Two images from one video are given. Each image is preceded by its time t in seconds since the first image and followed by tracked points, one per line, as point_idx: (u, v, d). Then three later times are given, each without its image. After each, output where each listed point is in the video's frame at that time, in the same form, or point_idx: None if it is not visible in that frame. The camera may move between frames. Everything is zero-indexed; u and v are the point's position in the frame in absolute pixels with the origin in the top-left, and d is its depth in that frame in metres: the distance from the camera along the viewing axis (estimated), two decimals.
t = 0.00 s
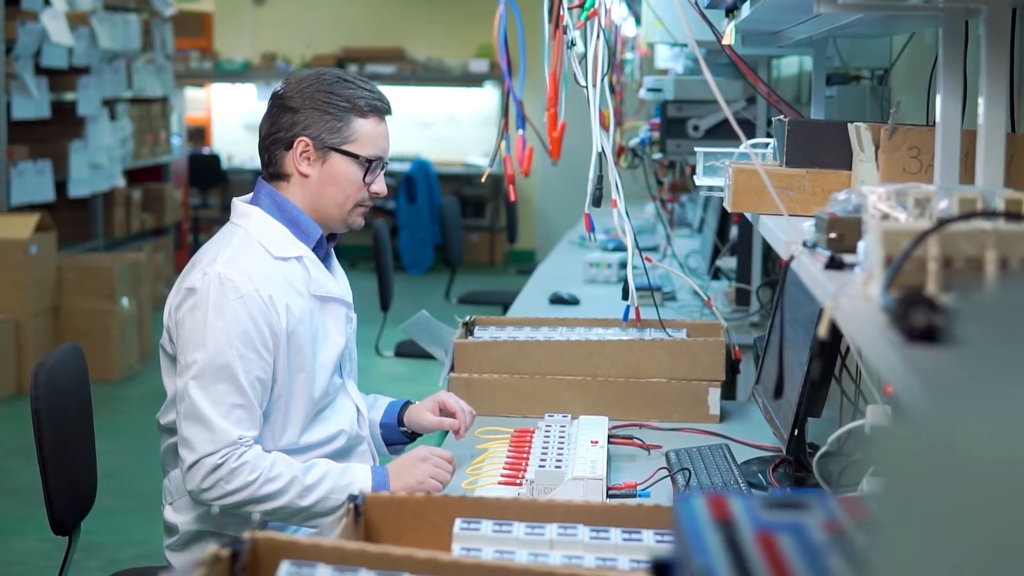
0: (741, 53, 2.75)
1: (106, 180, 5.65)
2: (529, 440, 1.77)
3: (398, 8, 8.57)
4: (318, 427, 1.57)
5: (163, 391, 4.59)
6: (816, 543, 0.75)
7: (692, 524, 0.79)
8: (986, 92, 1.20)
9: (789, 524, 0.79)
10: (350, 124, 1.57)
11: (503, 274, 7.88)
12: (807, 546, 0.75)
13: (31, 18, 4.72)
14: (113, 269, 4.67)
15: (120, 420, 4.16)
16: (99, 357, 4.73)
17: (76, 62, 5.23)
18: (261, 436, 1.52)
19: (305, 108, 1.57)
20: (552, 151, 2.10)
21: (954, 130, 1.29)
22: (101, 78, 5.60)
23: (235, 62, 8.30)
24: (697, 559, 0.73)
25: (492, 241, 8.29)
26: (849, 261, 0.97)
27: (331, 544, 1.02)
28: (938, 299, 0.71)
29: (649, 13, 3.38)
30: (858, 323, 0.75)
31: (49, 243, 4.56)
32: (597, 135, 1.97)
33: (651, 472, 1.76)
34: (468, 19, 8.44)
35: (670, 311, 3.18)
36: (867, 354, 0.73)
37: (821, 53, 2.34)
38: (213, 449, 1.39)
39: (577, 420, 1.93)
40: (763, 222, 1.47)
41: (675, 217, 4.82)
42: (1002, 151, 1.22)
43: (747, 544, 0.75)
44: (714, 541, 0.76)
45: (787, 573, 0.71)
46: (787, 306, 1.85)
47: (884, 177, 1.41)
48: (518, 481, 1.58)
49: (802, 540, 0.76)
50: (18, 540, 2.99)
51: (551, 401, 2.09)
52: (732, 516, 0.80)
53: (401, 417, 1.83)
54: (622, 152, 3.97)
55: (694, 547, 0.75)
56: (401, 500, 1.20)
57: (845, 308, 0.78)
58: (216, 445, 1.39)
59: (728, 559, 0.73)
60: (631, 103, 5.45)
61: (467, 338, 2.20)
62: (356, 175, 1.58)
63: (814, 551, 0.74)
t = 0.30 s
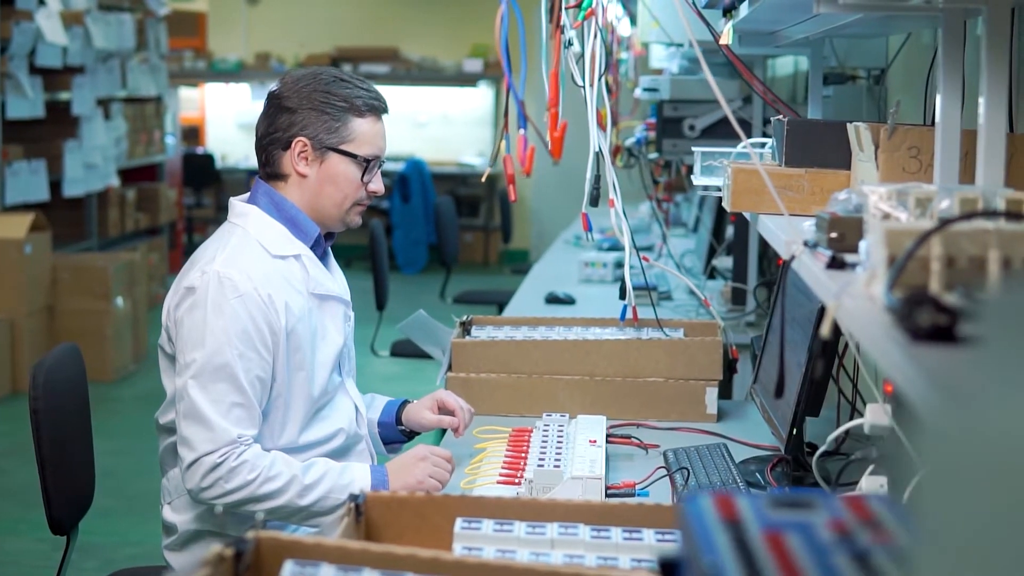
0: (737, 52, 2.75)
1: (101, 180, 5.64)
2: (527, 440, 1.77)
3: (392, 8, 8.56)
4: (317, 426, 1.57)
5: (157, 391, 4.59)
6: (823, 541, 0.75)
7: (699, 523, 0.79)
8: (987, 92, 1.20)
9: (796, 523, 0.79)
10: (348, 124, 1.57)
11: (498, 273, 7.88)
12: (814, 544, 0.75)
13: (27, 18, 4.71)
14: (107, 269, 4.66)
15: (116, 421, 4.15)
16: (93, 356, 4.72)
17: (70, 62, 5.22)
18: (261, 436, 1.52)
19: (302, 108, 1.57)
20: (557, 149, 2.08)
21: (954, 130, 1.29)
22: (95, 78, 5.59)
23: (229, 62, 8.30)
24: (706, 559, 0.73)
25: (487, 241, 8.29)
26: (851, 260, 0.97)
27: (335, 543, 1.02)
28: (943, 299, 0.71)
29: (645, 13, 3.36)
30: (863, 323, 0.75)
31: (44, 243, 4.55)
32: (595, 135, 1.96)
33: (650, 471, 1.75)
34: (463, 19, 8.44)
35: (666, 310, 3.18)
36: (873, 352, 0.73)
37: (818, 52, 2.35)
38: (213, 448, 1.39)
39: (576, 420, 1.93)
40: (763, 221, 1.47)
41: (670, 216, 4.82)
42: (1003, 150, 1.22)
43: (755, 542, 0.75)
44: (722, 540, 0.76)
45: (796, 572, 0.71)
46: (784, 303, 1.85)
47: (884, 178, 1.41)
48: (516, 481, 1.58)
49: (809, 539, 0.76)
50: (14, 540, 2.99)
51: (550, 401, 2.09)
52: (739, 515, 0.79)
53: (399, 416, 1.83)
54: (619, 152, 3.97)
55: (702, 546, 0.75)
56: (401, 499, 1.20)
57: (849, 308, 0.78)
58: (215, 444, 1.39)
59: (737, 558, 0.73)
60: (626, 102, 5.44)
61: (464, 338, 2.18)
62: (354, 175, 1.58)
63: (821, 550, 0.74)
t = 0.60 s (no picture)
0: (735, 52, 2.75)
1: (97, 180, 5.64)
2: (527, 440, 1.77)
3: (388, 8, 8.55)
4: (317, 426, 1.57)
5: (153, 391, 4.59)
6: (833, 540, 0.75)
7: (708, 522, 0.77)
8: (989, 93, 1.20)
9: (805, 522, 0.78)
10: (349, 125, 1.57)
11: (494, 274, 7.88)
12: (825, 544, 0.75)
13: (22, 17, 4.70)
14: (103, 269, 4.66)
15: (111, 421, 4.14)
16: (90, 356, 4.72)
17: (66, 62, 5.22)
18: (261, 435, 1.52)
19: (303, 109, 1.57)
20: (557, 151, 2.18)
21: (954, 130, 1.28)
22: (91, 78, 5.58)
23: (224, 62, 8.31)
24: (717, 558, 0.71)
25: (482, 241, 8.29)
26: (855, 259, 0.97)
27: (340, 543, 1.02)
28: (949, 296, 0.70)
29: (642, 12, 3.36)
30: (868, 322, 0.75)
31: (40, 243, 4.55)
32: (593, 136, 1.97)
33: (649, 471, 1.75)
34: (459, 19, 8.43)
35: (664, 310, 3.18)
36: (879, 351, 0.73)
37: (818, 52, 2.35)
38: (215, 448, 1.39)
39: (575, 419, 1.93)
40: (763, 221, 1.47)
41: (667, 216, 4.82)
42: (1004, 150, 1.22)
43: (766, 541, 0.74)
44: (732, 537, 0.74)
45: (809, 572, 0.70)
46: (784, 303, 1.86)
47: (885, 177, 1.41)
48: (516, 481, 1.59)
49: (819, 539, 0.75)
50: (11, 541, 2.98)
51: (549, 400, 2.09)
52: (749, 513, 0.78)
53: (400, 416, 1.83)
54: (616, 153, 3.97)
55: (713, 545, 0.73)
56: (401, 498, 1.21)
57: (853, 307, 0.78)
58: (217, 443, 1.39)
59: (747, 554, 0.72)
60: (622, 102, 5.44)
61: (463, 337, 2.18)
62: (354, 176, 1.59)
63: (831, 548, 0.74)
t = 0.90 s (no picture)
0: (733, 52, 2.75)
1: (92, 180, 5.63)
2: (527, 439, 1.77)
3: (383, 7, 8.54)
4: (317, 425, 1.57)
5: (149, 391, 4.58)
6: (842, 537, 0.75)
7: (717, 521, 0.77)
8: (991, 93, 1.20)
9: (814, 520, 0.78)
10: (349, 125, 1.57)
11: (489, 273, 7.87)
12: (834, 541, 0.75)
13: (18, 17, 4.69)
14: (99, 269, 4.65)
15: (106, 421, 4.14)
16: (85, 356, 4.71)
17: (62, 62, 5.21)
18: (261, 435, 1.52)
19: (304, 109, 1.56)
20: (558, 150, 2.25)
21: (955, 130, 1.28)
22: (86, 78, 5.58)
23: (219, 61, 8.30)
24: (728, 557, 0.71)
25: (478, 241, 8.28)
26: (857, 258, 0.97)
27: (344, 542, 1.02)
28: (955, 293, 0.71)
29: (640, 11, 3.35)
30: (865, 315, 0.76)
31: (36, 243, 4.55)
32: (592, 136, 1.98)
33: (649, 471, 1.75)
34: (455, 18, 8.41)
35: (661, 310, 3.18)
36: (879, 347, 0.73)
37: (817, 51, 2.35)
38: (214, 447, 1.39)
39: (574, 418, 1.93)
40: (765, 222, 1.47)
41: (664, 216, 4.81)
42: (1005, 151, 1.22)
43: (776, 540, 0.74)
44: (742, 537, 0.74)
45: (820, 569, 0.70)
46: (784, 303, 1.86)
47: (886, 177, 1.41)
48: (516, 480, 1.59)
49: (829, 536, 0.75)
50: (7, 541, 2.98)
51: (547, 399, 2.09)
52: (758, 512, 0.78)
53: (399, 417, 1.83)
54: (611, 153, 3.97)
55: (723, 545, 0.73)
56: (403, 498, 1.21)
57: (857, 306, 0.78)
58: (215, 443, 1.39)
59: (758, 553, 0.72)
60: (618, 102, 5.44)
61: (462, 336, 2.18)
62: (355, 176, 1.59)
63: (841, 545, 0.74)
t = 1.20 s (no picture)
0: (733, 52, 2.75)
1: (90, 180, 5.62)
2: (528, 439, 1.77)
3: (381, 7, 8.54)
4: (317, 424, 1.57)
5: (147, 391, 4.58)
6: (853, 536, 0.75)
7: (728, 518, 0.77)
8: (994, 92, 1.20)
9: (824, 519, 0.78)
10: (352, 125, 1.57)
11: (487, 273, 7.87)
12: (844, 539, 0.75)
13: (15, 18, 4.70)
14: (96, 269, 4.65)
15: (103, 421, 4.13)
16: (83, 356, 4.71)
17: (59, 61, 5.22)
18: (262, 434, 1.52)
19: (306, 109, 1.56)
20: (564, 149, 2.26)
21: (958, 129, 1.29)
22: (84, 77, 5.58)
23: (216, 61, 8.30)
24: (739, 553, 0.70)
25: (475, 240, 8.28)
26: (861, 257, 0.98)
27: (350, 541, 1.02)
28: (961, 292, 0.71)
29: (639, 11, 3.34)
30: (871, 313, 0.76)
31: (33, 243, 4.55)
32: (592, 135, 1.98)
33: (650, 470, 1.75)
34: (453, 18, 8.41)
35: (660, 310, 3.17)
36: (887, 347, 0.73)
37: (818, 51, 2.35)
38: (219, 446, 1.39)
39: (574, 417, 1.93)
40: (768, 220, 1.47)
41: (662, 216, 4.81)
42: (1009, 150, 1.22)
43: (787, 537, 0.74)
44: (753, 534, 0.74)
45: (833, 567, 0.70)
46: (786, 303, 1.87)
47: (888, 176, 1.41)
48: (518, 479, 1.59)
49: (839, 534, 0.76)
50: (6, 542, 2.97)
51: (547, 398, 2.09)
52: (767, 509, 0.78)
53: (411, 412, 1.83)
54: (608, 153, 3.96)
55: (734, 541, 0.73)
56: (407, 497, 1.21)
57: (864, 305, 0.78)
58: (220, 442, 1.39)
59: (770, 550, 0.71)
60: (615, 102, 5.44)
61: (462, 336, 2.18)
62: (357, 176, 1.59)
63: (852, 544, 0.74)
